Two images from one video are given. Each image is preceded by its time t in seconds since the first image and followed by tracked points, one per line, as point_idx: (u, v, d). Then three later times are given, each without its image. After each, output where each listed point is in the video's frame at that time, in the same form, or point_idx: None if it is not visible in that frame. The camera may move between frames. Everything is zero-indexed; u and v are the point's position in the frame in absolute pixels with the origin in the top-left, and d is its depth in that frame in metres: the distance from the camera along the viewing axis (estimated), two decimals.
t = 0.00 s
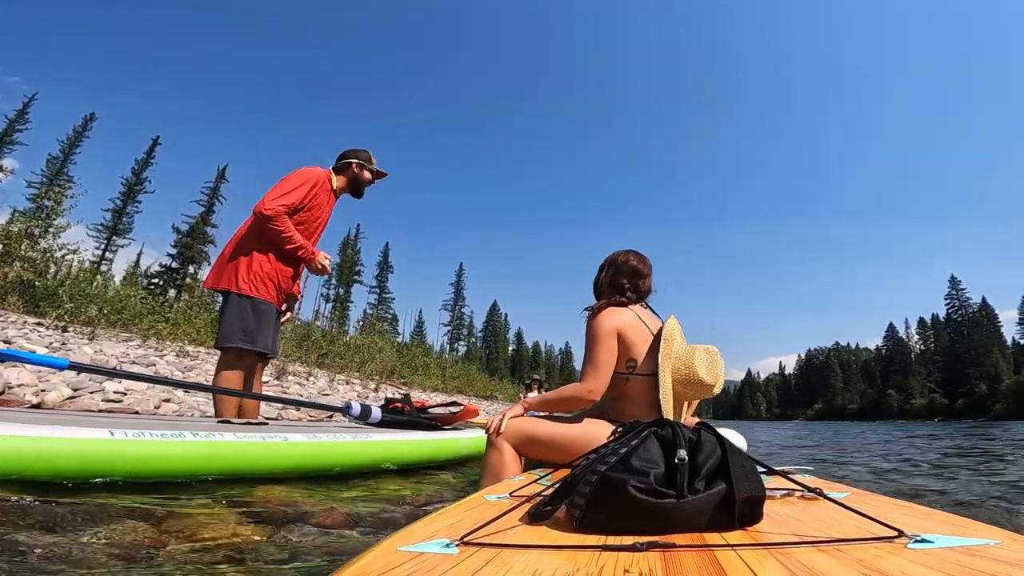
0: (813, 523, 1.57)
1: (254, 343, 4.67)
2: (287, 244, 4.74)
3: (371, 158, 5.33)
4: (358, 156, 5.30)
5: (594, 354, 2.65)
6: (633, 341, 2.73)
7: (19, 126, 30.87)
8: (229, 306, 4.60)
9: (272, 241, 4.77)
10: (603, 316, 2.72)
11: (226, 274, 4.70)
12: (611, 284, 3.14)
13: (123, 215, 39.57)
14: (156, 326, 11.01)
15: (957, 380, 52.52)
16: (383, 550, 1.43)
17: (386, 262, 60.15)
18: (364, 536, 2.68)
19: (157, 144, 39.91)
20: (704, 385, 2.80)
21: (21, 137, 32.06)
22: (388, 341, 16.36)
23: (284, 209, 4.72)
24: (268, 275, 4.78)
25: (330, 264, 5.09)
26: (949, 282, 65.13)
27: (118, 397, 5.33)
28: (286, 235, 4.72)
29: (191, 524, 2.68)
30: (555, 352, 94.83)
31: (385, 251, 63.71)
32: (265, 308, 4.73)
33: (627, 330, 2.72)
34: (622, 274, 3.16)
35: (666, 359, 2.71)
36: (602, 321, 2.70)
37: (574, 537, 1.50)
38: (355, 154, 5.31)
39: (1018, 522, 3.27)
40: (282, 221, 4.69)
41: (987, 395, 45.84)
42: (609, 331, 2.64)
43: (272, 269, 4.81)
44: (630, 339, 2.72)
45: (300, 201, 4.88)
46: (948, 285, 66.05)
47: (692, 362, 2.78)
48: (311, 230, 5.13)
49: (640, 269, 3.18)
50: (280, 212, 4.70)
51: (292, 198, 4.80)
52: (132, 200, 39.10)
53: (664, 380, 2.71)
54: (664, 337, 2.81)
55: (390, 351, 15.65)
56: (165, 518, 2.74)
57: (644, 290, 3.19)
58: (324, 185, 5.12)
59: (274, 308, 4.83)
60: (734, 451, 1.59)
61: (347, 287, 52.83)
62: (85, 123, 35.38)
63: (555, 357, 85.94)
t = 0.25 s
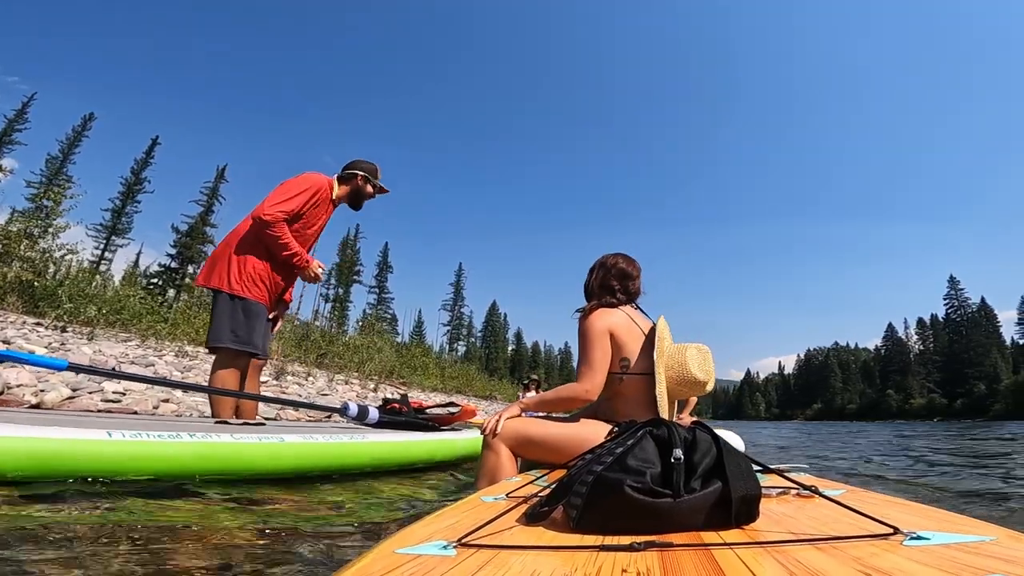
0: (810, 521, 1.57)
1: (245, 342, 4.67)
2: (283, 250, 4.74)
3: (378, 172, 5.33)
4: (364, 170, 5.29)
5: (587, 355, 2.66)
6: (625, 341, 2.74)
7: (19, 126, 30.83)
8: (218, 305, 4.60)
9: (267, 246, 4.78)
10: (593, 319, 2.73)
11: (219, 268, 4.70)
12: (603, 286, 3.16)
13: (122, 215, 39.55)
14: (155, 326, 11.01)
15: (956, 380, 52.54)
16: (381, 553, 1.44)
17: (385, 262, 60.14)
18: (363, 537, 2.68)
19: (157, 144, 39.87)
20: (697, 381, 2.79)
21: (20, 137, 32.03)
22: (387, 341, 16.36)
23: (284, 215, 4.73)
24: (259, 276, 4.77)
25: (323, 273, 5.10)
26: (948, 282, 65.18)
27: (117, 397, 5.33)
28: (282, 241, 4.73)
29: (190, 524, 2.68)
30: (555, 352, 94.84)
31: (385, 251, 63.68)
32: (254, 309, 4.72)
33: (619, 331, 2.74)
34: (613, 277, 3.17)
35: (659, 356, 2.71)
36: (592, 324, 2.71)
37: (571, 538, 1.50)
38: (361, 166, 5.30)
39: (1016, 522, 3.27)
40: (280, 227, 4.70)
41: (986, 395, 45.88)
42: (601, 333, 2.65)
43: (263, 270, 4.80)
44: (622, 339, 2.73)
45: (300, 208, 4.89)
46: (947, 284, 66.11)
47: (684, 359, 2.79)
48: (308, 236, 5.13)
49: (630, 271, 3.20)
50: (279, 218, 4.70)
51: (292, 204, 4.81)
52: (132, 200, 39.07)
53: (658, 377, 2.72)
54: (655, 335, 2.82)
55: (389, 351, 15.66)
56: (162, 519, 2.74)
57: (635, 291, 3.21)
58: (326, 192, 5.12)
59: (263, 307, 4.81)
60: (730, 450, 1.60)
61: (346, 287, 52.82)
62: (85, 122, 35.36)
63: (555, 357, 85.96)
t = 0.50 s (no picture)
0: (808, 522, 1.57)
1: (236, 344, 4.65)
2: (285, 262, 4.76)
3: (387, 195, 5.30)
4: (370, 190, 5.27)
5: (587, 357, 2.66)
6: (625, 343, 2.75)
7: (18, 126, 30.77)
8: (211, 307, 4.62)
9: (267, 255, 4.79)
10: (593, 321, 2.74)
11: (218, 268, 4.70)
12: (601, 287, 3.16)
13: (121, 215, 39.50)
14: (154, 326, 11.00)
15: (954, 380, 52.61)
16: (379, 554, 1.44)
17: (385, 262, 60.12)
18: (364, 539, 2.69)
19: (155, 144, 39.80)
20: (696, 382, 2.80)
21: (19, 136, 32.00)
22: (386, 341, 16.36)
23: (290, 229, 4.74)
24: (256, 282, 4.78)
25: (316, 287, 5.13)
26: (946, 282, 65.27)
27: (117, 398, 5.33)
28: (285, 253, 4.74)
29: (190, 528, 2.68)
30: (554, 351, 94.84)
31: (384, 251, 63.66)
32: (247, 313, 4.71)
33: (620, 332, 2.74)
34: (612, 278, 3.18)
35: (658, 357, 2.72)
36: (593, 326, 2.71)
37: (570, 539, 1.51)
38: (369, 185, 5.28)
39: (1015, 522, 3.28)
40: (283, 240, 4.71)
41: (984, 395, 45.95)
42: (601, 336, 2.66)
43: (260, 277, 4.83)
44: (622, 341, 2.73)
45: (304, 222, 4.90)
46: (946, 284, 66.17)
47: (682, 359, 2.79)
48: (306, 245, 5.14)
49: (629, 272, 3.21)
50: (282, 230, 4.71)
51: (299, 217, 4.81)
52: (130, 199, 39.03)
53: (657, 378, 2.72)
54: (654, 338, 2.83)
55: (388, 351, 15.66)
56: (161, 522, 2.74)
57: (632, 293, 3.22)
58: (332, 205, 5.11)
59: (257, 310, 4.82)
60: (728, 451, 1.60)
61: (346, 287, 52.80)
62: (83, 122, 35.30)
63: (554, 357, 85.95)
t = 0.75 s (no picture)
0: (807, 522, 1.58)
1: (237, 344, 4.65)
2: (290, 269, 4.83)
3: (389, 214, 5.37)
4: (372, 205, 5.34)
5: (587, 356, 2.66)
6: (625, 343, 2.75)
7: (17, 125, 30.73)
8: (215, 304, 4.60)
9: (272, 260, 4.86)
10: (593, 320, 2.73)
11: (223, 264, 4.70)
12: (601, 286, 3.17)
13: (120, 214, 39.48)
14: (154, 326, 11.00)
15: (953, 380, 52.67)
16: (379, 550, 1.45)
17: (384, 262, 60.11)
18: (365, 539, 2.70)
19: (154, 143, 39.77)
20: (695, 382, 2.81)
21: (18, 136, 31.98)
22: (386, 341, 16.37)
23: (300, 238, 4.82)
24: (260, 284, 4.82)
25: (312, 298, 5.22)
26: (945, 282, 65.33)
27: (118, 398, 5.34)
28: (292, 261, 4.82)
29: (191, 527, 2.68)
30: (553, 351, 94.87)
31: (383, 250, 63.66)
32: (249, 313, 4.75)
33: (619, 332, 2.74)
34: (612, 277, 3.18)
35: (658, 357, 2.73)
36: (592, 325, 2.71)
37: (569, 538, 1.52)
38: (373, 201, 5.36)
39: (1014, 523, 3.29)
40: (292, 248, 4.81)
41: (983, 395, 46.00)
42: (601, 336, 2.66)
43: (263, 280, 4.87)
44: (622, 341, 2.74)
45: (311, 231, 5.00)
46: (945, 284, 66.26)
47: (681, 360, 2.80)
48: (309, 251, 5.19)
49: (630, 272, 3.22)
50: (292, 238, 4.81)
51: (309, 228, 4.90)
52: (129, 199, 39.00)
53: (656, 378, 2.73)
54: (654, 338, 2.85)
55: (388, 352, 15.66)
56: (162, 522, 2.75)
57: (632, 293, 3.23)
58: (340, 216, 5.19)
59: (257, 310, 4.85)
60: (727, 451, 1.61)
61: (345, 287, 52.83)
62: (82, 122, 35.25)
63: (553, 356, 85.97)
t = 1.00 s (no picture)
0: (817, 522, 1.58)
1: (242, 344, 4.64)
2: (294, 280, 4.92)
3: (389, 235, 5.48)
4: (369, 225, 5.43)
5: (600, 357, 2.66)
6: (638, 344, 2.74)
7: (15, 125, 30.68)
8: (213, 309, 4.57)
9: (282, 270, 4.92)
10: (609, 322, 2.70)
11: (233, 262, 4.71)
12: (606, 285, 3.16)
13: (118, 215, 39.43)
14: (154, 326, 10.99)
15: (952, 380, 52.70)
16: (386, 554, 1.44)
17: (383, 262, 60.09)
18: (372, 540, 2.69)
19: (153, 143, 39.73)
20: (702, 385, 2.80)
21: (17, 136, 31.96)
22: (385, 341, 16.36)
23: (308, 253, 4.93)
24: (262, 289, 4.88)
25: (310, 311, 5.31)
26: (944, 282, 65.38)
27: (122, 398, 5.33)
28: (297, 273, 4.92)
29: (197, 529, 2.68)
30: (553, 351, 94.86)
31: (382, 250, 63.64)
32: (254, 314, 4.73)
33: (631, 331, 2.74)
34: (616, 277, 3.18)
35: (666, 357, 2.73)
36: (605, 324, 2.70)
37: (578, 540, 1.51)
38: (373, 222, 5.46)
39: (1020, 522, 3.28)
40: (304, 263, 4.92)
41: (982, 395, 46.06)
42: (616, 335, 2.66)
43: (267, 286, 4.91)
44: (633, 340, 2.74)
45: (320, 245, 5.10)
46: (944, 284, 66.33)
47: (688, 360, 2.80)
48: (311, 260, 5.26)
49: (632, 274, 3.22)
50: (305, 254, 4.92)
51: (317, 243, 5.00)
52: (128, 199, 38.95)
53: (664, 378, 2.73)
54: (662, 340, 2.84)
55: (388, 352, 15.66)
56: (165, 523, 2.74)
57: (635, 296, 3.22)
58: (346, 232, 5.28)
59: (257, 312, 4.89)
60: (735, 452, 1.60)
61: (344, 287, 52.82)
62: (80, 122, 35.20)
63: (552, 356, 85.98)
